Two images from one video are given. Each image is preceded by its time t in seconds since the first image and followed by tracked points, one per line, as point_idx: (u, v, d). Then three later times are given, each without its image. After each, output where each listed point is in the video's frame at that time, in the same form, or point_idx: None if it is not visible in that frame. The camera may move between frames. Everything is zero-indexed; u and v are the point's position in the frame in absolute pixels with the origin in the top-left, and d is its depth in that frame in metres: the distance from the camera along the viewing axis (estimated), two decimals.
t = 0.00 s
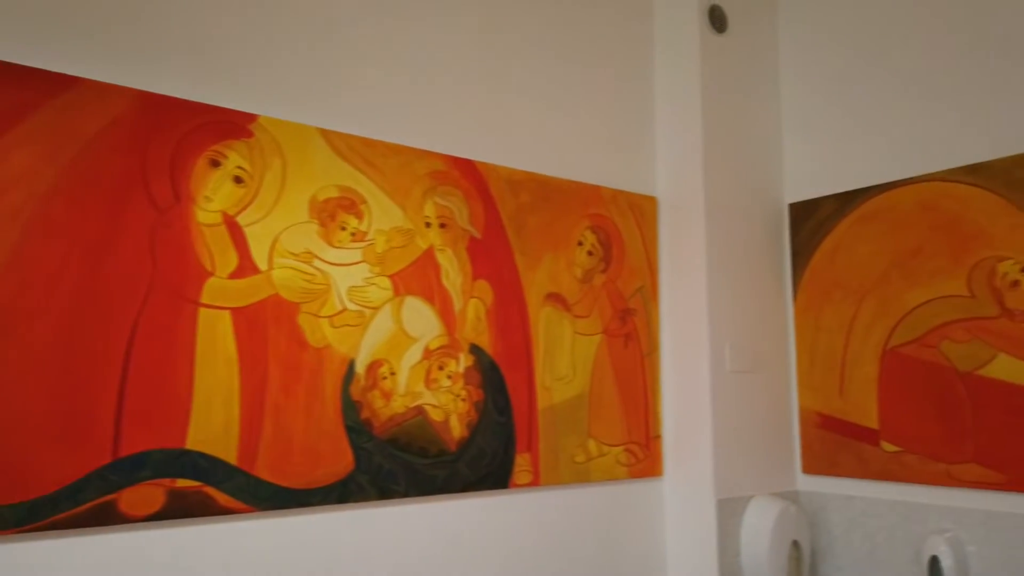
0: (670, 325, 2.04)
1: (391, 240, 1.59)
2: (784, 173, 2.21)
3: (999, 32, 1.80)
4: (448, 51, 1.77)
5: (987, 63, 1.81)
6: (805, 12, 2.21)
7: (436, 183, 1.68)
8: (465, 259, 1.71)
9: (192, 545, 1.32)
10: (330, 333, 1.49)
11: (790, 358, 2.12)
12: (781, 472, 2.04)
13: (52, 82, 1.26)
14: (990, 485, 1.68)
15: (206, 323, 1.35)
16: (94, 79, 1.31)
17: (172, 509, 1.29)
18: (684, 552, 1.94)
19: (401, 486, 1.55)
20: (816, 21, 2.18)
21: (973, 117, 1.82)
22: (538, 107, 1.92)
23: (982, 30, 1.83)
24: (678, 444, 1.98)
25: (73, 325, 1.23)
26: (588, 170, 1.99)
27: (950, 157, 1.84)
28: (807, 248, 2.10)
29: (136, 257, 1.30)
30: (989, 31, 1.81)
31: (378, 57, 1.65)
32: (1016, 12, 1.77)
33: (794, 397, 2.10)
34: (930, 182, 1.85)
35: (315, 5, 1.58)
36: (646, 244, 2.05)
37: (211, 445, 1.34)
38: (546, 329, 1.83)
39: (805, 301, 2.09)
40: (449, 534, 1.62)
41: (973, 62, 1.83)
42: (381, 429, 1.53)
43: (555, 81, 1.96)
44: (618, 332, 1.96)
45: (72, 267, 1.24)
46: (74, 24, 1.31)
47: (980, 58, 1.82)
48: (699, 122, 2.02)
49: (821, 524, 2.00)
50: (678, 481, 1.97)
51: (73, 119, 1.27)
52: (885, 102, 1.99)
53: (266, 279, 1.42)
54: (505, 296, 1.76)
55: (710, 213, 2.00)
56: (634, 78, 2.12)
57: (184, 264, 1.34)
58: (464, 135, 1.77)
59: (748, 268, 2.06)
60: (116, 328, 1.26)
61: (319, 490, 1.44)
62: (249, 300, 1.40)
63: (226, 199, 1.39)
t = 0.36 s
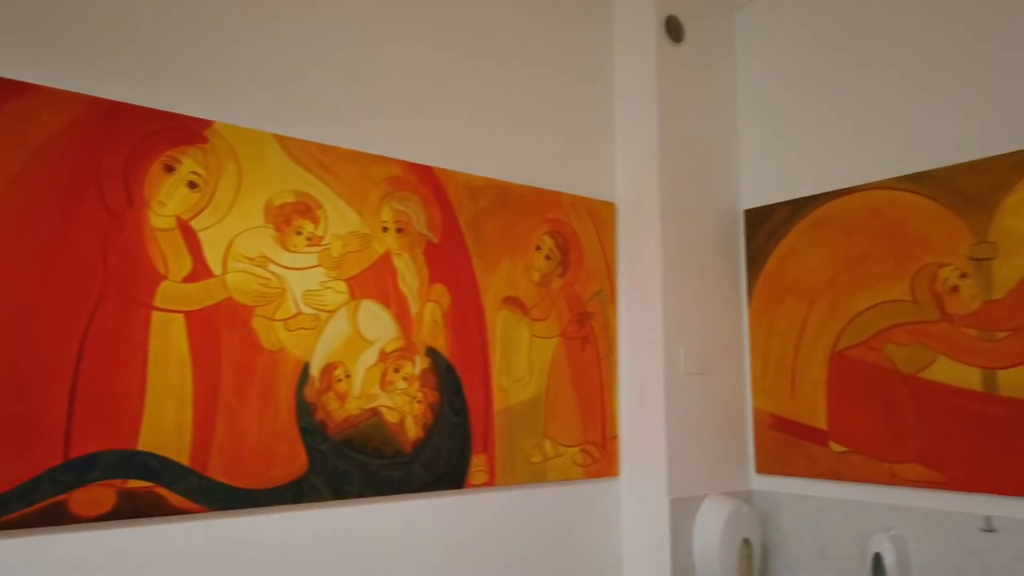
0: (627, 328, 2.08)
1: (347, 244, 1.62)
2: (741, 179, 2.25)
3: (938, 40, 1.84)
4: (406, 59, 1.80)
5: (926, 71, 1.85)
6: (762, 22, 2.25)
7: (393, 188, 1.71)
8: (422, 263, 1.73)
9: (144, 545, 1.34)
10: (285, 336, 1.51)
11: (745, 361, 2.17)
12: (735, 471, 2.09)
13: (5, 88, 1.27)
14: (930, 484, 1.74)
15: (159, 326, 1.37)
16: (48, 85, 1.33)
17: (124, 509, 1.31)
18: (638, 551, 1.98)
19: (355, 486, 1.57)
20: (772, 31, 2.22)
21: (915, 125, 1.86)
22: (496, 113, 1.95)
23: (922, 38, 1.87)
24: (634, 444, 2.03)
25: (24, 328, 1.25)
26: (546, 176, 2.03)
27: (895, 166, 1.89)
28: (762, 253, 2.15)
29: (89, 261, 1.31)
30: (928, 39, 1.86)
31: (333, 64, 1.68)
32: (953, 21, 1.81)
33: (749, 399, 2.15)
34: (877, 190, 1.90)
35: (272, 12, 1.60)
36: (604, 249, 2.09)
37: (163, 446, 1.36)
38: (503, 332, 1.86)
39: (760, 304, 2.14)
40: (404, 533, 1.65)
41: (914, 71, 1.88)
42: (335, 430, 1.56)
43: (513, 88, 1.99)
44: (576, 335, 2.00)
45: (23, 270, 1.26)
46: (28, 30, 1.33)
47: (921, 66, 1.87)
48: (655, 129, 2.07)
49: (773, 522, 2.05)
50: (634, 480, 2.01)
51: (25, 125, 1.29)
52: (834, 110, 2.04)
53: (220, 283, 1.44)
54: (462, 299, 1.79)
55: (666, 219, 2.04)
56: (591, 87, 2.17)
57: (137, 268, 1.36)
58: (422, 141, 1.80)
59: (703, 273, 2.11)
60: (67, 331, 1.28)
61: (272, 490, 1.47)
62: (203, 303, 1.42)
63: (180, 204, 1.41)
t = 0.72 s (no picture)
0: (584, 331, 2.13)
1: (304, 249, 1.65)
2: (696, 185, 2.31)
3: (880, 54, 1.91)
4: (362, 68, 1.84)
5: (870, 83, 1.92)
6: (716, 32, 2.31)
7: (350, 194, 1.74)
8: (380, 267, 1.77)
9: (98, 542, 1.37)
10: (241, 338, 1.55)
11: (699, 362, 2.23)
12: (689, 469, 2.14)
13: None
14: (871, 481, 1.80)
15: (114, 328, 1.40)
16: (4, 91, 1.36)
17: (78, 507, 1.34)
18: (594, 548, 2.03)
19: (311, 485, 1.61)
20: (726, 41, 2.28)
21: (858, 136, 1.93)
22: (454, 120, 1.99)
23: (866, 51, 1.94)
24: (590, 443, 2.08)
25: None
26: (505, 182, 2.07)
27: (840, 174, 1.96)
28: (715, 258, 2.21)
29: (44, 264, 1.34)
30: (871, 52, 1.93)
31: (291, 72, 1.72)
32: (894, 35, 1.88)
33: (703, 399, 2.21)
34: (824, 197, 1.96)
35: (229, 20, 1.63)
36: (562, 252, 2.14)
37: (118, 445, 1.39)
38: (461, 334, 1.90)
39: (713, 307, 2.20)
40: (359, 531, 1.69)
41: (858, 82, 1.95)
42: (291, 430, 1.59)
43: (471, 96, 2.04)
44: (533, 337, 2.05)
45: None
46: None
47: (864, 79, 1.94)
48: (611, 136, 2.12)
49: (725, 519, 2.11)
50: (589, 479, 2.06)
51: None
52: (784, 119, 2.11)
53: (176, 286, 1.48)
54: (419, 302, 1.83)
55: (622, 224, 2.10)
56: (550, 94, 2.21)
57: (93, 270, 1.39)
58: (379, 148, 1.84)
59: (658, 276, 2.17)
60: (22, 333, 1.31)
61: (227, 489, 1.50)
62: (159, 306, 1.45)
63: (136, 209, 1.45)
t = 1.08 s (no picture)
0: (544, 331, 2.16)
1: (260, 249, 1.67)
2: (655, 187, 2.35)
3: (830, 61, 1.96)
4: (321, 70, 1.85)
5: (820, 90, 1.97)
6: (675, 37, 2.35)
7: (308, 194, 1.76)
8: (337, 267, 1.78)
9: (48, 541, 1.38)
10: (195, 337, 1.55)
11: (657, 362, 2.27)
12: (645, 467, 2.18)
13: None
14: (818, 478, 1.85)
15: (66, 327, 1.41)
16: None
17: (27, 505, 1.35)
18: (551, 545, 2.06)
19: (265, 483, 1.62)
20: (684, 46, 2.32)
21: (809, 141, 1.98)
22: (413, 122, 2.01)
23: (816, 59, 1.99)
24: (548, 442, 2.11)
25: None
26: (465, 183, 2.10)
27: (791, 178, 2.01)
28: (673, 259, 2.25)
29: None
30: (822, 60, 1.97)
31: (248, 74, 1.73)
32: (843, 44, 1.93)
33: (660, 398, 2.25)
34: (776, 201, 2.01)
35: (186, 22, 1.64)
36: (522, 253, 2.17)
37: (69, 444, 1.39)
38: (419, 334, 1.91)
39: (671, 308, 2.24)
40: (315, 529, 1.70)
41: (809, 89, 2.00)
42: (246, 429, 1.60)
43: (431, 98, 2.06)
44: (492, 337, 2.07)
45: None
46: None
47: (816, 86, 1.98)
48: (571, 139, 2.15)
49: (680, 515, 2.15)
50: (548, 477, 2.09)
51: None
52: (739, 124, 2.15)
53: (129, 285, 1.48)
54: (377, 302, 1.84)
55: (581, 226, 2.13)
56: (512, 97, 2.24)
57: (44, 269, 1.40)
58: (338, 149, 1.86)
59: (617, 277, 2.20)
60: None
61: (180, 488, 1.51)
62: (111, 305, 1.46)
63: (89, 209, 1.45)
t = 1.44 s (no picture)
0: (498, 328, 2.17)
1: (205, 243, 1.65)
2: (610, 186, 2.37)
3: (779, 64, 1.99)
4: (272, 63, 1.84)
5: (770, 92, 2.00)
6: (631, 37, 2.37)
7: (256, 189, 1.74)
8: (286, 263, 1.77)
9: None
10: (137, 332, 1.53)
11: (610, 358, 2.29)
12: (598, 463, 2.20)
13: None
14: (763, 473, 1.88)
15: None
16: None
17: None
18: (502, 541, 2.07)
19: (209, 480, 1.61)
20: (640, 46, 2.35)
21: (758, 142, 2.01)
22: (367, 118, 2.01)
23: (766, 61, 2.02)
24: (501, 439, 2.11)
25: None
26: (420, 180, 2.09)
27: (741, 178, 2.04)
28: (627, 257, 2.27)
29: None
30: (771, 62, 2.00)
31: (196, 66, 1.70)
32: (792, 46, 1.96)
33: (613, 395, 2.27)
34: (726, 200, 2.04)
35: (130, 13, 1.62)
36: (477, 250, 2.17)
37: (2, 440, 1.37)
38: (370, 331, 1.90)
39: (625, 306, 2.26)
40: (260, 526, 1.69)
41: (759, 91, 2.03)
42: (189, 425, 1.59)
43: (385, 94, 2.05)
44: (446, 333, 2.07)
45: None
46: None
47: (765, 87, 2.01)
48: (526, 137, 2.15)
49: (631, 511, 2.17)
50: (499, 474, 2.10)
51: None
52: (692, 124, 2.18)
53: (68, 279, 1.46)
54: (327, 298, 1.83)
55: (534, 223, 2.13)
56: (468, 94, 2.24)
57: None
58: (289, 144, 1.84)
59: (571, 275, 2.21)
60: None
61: (120, 485, 1.49)
62: (49, 299, 1.44)
63: (25, 201, 1.43)
